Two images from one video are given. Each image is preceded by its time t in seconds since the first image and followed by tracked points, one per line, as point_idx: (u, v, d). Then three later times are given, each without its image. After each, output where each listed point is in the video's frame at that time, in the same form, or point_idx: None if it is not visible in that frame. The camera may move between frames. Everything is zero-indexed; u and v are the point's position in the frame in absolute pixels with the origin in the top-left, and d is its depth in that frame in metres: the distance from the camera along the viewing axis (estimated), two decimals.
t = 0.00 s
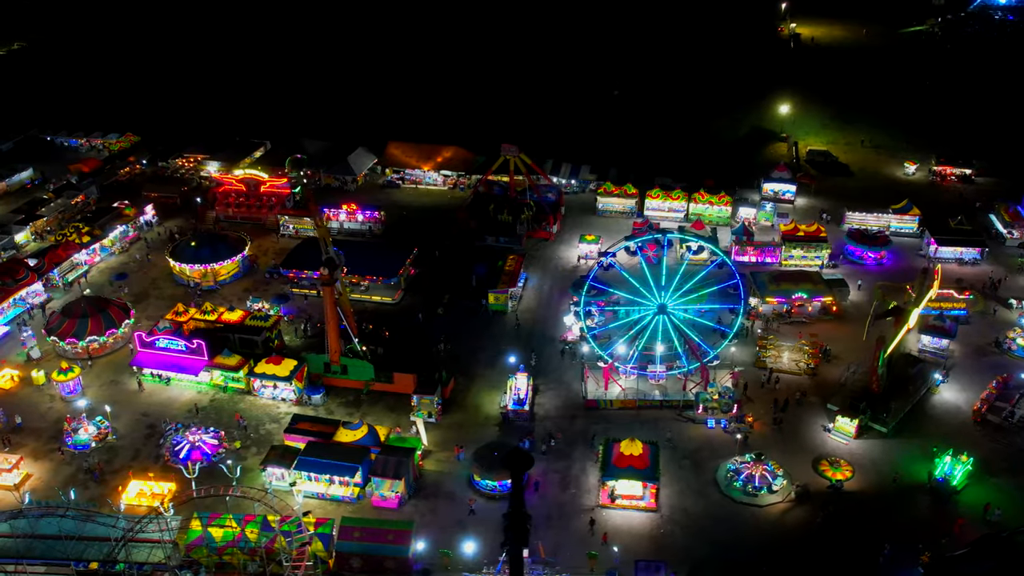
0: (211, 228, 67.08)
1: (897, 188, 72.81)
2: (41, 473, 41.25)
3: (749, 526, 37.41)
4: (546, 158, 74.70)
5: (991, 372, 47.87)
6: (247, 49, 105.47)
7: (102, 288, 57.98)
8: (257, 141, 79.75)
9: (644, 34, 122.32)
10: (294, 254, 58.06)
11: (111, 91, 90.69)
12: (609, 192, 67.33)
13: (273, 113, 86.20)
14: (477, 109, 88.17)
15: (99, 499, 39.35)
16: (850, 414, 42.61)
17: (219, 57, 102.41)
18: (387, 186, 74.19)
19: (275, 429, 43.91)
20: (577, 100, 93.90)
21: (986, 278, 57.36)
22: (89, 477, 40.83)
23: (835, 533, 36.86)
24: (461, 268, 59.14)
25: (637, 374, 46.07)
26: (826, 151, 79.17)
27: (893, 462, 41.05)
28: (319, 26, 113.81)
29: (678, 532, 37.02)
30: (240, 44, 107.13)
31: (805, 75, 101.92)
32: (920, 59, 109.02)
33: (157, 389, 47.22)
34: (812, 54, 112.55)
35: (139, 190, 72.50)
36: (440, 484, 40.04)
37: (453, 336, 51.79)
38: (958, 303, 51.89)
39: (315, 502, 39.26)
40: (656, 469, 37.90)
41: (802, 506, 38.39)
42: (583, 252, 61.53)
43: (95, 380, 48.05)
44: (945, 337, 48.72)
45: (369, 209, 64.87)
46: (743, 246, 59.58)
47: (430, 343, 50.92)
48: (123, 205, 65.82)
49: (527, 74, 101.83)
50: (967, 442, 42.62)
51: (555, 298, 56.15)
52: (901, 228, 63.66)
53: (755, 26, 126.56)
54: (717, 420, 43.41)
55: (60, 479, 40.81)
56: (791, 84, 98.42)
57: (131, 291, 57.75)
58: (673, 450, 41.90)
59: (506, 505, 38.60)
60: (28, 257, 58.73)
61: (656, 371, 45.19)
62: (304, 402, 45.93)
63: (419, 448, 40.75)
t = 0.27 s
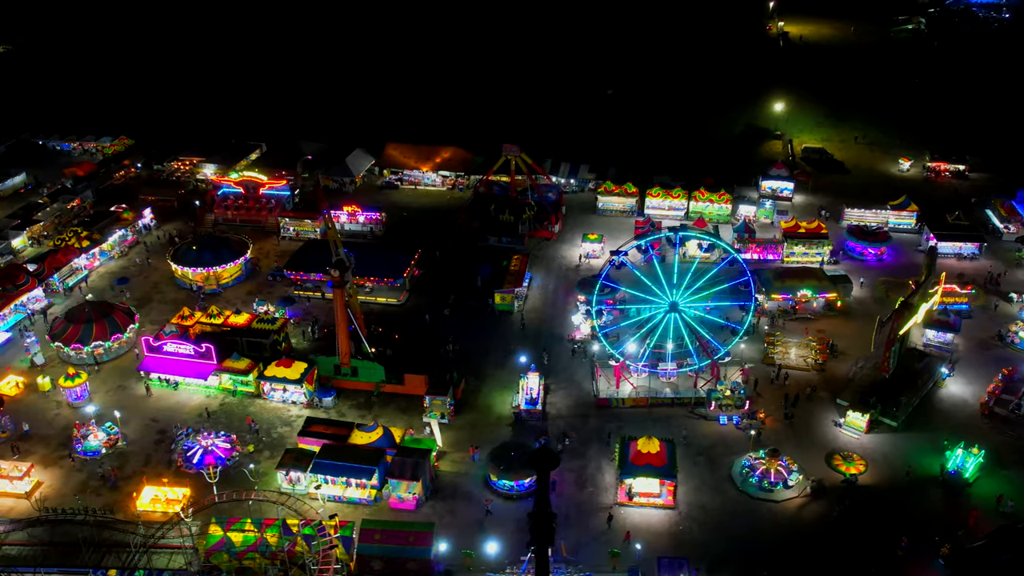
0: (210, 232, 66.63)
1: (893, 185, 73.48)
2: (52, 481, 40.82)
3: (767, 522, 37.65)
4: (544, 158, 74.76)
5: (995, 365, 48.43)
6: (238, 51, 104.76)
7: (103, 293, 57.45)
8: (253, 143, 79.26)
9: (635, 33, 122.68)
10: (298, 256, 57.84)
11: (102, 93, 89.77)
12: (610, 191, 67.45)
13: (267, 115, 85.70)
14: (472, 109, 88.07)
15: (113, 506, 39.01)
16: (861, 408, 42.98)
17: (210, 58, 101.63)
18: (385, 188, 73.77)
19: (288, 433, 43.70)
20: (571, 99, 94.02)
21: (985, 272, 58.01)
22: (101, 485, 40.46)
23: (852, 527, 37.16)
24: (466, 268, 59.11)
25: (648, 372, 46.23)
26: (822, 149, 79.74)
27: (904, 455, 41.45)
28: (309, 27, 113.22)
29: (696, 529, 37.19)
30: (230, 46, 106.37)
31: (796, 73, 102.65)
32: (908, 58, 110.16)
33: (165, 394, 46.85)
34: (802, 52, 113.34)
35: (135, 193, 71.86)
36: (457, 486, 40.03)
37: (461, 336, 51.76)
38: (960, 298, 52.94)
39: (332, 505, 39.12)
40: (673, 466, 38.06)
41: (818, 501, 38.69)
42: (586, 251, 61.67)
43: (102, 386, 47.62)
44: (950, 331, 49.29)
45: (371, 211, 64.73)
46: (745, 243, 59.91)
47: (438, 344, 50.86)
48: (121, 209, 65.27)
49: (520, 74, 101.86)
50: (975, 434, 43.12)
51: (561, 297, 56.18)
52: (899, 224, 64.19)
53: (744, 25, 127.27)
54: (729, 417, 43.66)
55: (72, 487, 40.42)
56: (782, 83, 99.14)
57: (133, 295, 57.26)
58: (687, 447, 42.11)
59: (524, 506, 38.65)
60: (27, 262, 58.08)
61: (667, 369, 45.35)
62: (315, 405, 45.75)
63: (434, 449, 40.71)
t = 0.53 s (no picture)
0: (210, 235, 66.15)
1: (888, 181, 74.19)
2: (64, 488, 40.39)
3: (784, 517, 37.89)
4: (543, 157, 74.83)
5: (999, 358, 49.02)
6: (228, 53, 104.08)
7: (105, 297, 56.94)
8: (249, 146, 78.76)
9: (625, 32, 123.04)
10: (302, 259, 57.67)
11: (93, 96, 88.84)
12: (610, 190, 67.56)
13: (262, 117, 85.19)
14: (468, 109, 87.99)
15: (127, 513, 38.67)
16: (871, 403, 43.31)
17: (200, 60, 100.87)
18: (383, 188, 73.64)
19: (300, 435, 43.51)
20: (566, 99, 94.14)
21: (984, 267, 58.70)
22: (114, 491, 40.11)
23: (869, 520, 37.49)
24: (470, 269, 59.08)
25: (658, 370, 46.33)
26: (817, 146, 80.33)
27: (915, 448, 41.85)
28: (300, 28, 112.63)
29: (715, 525, 37.37)
30: (220, 48, 105.65)
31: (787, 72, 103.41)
32: (895, 55, 111.29)
33: (173, 399, 46.50)
34: (791, 50, 114.17)
35: (131, 197, 71.16)
36: (473, 486, 39.99)
37: (469, 337, 51.71)
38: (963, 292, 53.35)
39: (349, 508, 39.01)
40: (690, 463, 38.27)
41: (833, 495, 38.99)
42: (588, 250, 61.78)
43: (109, 391, 47.18)
44: (954, 325, 49.89)
45: (372, 212, 64.63)
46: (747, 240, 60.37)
47: (446, 344, 50.80)
48: (119, 213, 64.67)
49: (513, 74, 101.88)
50: (984, 427, 43.62)
51: (566, 296, 56.24)
52: (897, 220, 64.79)
53: (733, 23, 128.00)
54: (741, 413, 43.91)
55: (85, 494, 40.04)
56: (774, 82, 99.87)
57: (135, 299, 56.78)
58: (701, 444, 42.35)
59: (542, 505, 38.71)
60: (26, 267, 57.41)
61: (678, 367, 45.45)
62: (326, 407, 45.57)
63: (449, 450, 40.65)
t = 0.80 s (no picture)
0: (209, 238, 65.68)
1: (883, 177, 74.87)
2: (76, 496, 40.02)
3: (801, 511, 38.19)
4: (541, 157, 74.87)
5: (1003, 352, 49.62)
6: (220, 55, 103.38)
7: (107, 302, 56.41)
8: (244, 148, 78.26)
9: (615, 31, 123.36)
10: (305, 261, 57.41)
11: (84, 99, 87.94)
12: (610, 189, 67.70)
13: (257, 120, 84.70)
14: (463, 109, 87.88)
15: (143, 519, 38.41)
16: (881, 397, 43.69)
17: (191, 62, 100.09)
18: (382, 189, 73.37)
19: (313, 438, 43.36)
20: (559, 99, 94.21)
21: (983, 262, 59.39)
22: (128, 498, 39.80)
23: (884, 513, 37.85)
24: (474, 269, 59.04)
25: (669, 367, 46.48)
26: (811, 143, 80.89)
27: (925, 441, 42.30)
28: (290, 29, 112.00)
29: (733, 521, 37.59)
30: (211, 50, 104.93)
31: (777, 71, 104.11)
32: (883, 53, 112.38)
33: (182, 403, 46.17)
34: (780, 49, 114.95)
35: (128, 201, 70.48)
36: (490, 486, 39.99)
37: (477, 337, 51.69)
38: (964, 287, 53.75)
39: (366, 510, 38.92)
40: (707, 459, 38.48)
41: (848, 489, 39.34)
42: (591, 250, 61.93)
43: (116, 396, 46.79)
44: (958, 319, 50.44)
45: (374, 213, 64.49)
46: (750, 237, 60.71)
47: (455, 345, 50.76)
48: (117, 217, 64.09)
49: (507, 74, 101.86)
50: (992, 419, 44.16)
51: (571, 296, 56.35)
52: (895, 216, 65.44)
53: (721, 22, 128.68)
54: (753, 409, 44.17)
55: (98, 500, 39.72)
56: (766, 81, 100.53)
57: (138, 304, 56.29)
58: (714, 441, 42.58)
59: (559, 504, 38.80)
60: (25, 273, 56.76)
61: (688, 364, 45.34)
62: (338, 409, 45.40)
63: (465, 450, 40.62)
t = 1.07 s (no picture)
0: (209, 241, 65.24)
1: (878, 173, 75.54)
2: (89, 503, 39.61)
3: (818, 506, 38.46)
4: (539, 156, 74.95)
5: (1006, 345, 50.16)
6: (210, 57, 102.63)
7: (109, 307, 55.90)
8: (240, 150, 77.77)
9: (605, 31, 123.66)
10: (309, 263, 57.18)
11: (75, 102, 87.01)
12: (610, 188, 67.86)
13: (251, 122, 84.21)
14: (458, 109, 87.81)
15: (158, 525, 38.10)
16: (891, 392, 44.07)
17: (178, 66, 98.61)
18: (381, 190, 73.16)
19: (326, 441, 43.20)
20: (553, 98, 94.30)
21: (982, 256, 60.02)
22: (142, 504, 39.48)
23: (899, 506, 38.18)
24: (479, 269, 59.01)
25: (680, 365, 46.67)
26: (806, 140, 81.44)
27: (935, 434, 42.73)
28: (280, 30, 111.37)
29: (751, 516, 37.78)
30: (201, 52, 104.15)
31: (768, 69, 104.80)
32: (871, 51, 113.41)
33: (192, 408, 45.85)
34: (770, 47, 115.71)
35: (124, 205, 69.85)
36: (507, 486, 39.99)
37: (485, 337, 51.67)
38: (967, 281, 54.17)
39: (384, 512, 38.84)
40: (723, 456, 38.68)
41: (862, 483, 39.66)
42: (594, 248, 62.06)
43: (124, 402, 46.40)
44: (962, 314, 50.78)
45: (375, 214, 64.31)
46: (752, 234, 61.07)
47: (464, 345, 50.71)
48: (116, 220, 63.54)
49: (500, 74, 101.84)
50: (999, 412, 44.67)
51: (577, 295, 56.45)
52: (892, 212, 66.09)
53: (710, 21, 129.32)
54: (764, 405, 44.43)
55: (111, 507, 39.34)
56: (758, 79, 101.19)
57: (141, 308, 55.83)
58: (727, 437, 42.80)
59: (577, 503, 38.86)
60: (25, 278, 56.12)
61: (699, 360, 45.55)
62: (350, 411, 45.25)
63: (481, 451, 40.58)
